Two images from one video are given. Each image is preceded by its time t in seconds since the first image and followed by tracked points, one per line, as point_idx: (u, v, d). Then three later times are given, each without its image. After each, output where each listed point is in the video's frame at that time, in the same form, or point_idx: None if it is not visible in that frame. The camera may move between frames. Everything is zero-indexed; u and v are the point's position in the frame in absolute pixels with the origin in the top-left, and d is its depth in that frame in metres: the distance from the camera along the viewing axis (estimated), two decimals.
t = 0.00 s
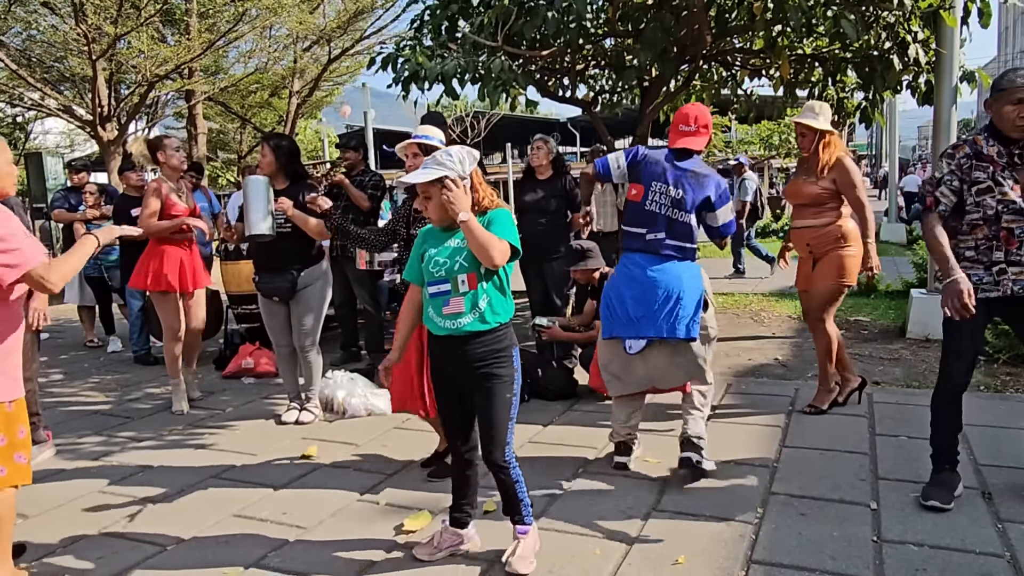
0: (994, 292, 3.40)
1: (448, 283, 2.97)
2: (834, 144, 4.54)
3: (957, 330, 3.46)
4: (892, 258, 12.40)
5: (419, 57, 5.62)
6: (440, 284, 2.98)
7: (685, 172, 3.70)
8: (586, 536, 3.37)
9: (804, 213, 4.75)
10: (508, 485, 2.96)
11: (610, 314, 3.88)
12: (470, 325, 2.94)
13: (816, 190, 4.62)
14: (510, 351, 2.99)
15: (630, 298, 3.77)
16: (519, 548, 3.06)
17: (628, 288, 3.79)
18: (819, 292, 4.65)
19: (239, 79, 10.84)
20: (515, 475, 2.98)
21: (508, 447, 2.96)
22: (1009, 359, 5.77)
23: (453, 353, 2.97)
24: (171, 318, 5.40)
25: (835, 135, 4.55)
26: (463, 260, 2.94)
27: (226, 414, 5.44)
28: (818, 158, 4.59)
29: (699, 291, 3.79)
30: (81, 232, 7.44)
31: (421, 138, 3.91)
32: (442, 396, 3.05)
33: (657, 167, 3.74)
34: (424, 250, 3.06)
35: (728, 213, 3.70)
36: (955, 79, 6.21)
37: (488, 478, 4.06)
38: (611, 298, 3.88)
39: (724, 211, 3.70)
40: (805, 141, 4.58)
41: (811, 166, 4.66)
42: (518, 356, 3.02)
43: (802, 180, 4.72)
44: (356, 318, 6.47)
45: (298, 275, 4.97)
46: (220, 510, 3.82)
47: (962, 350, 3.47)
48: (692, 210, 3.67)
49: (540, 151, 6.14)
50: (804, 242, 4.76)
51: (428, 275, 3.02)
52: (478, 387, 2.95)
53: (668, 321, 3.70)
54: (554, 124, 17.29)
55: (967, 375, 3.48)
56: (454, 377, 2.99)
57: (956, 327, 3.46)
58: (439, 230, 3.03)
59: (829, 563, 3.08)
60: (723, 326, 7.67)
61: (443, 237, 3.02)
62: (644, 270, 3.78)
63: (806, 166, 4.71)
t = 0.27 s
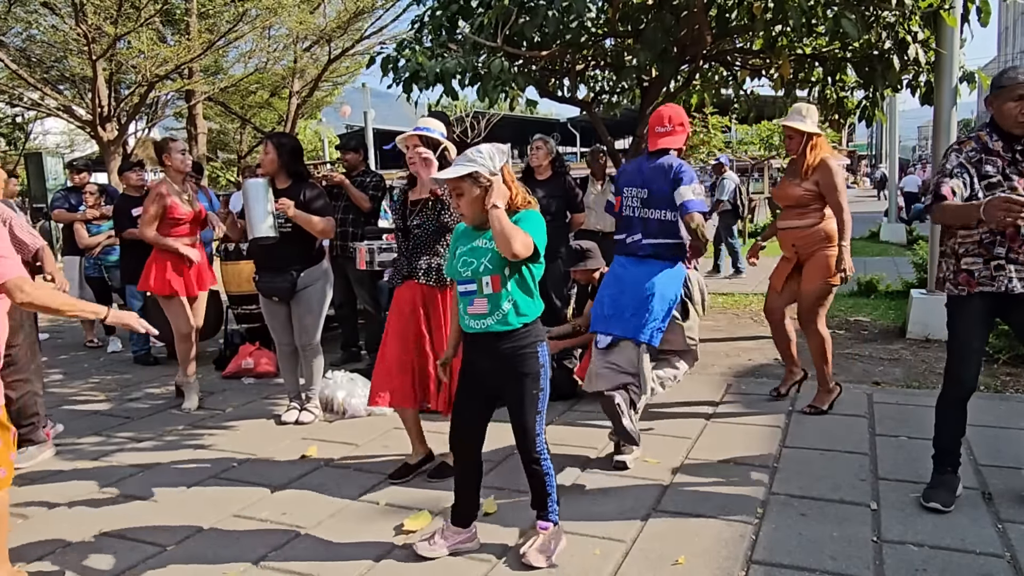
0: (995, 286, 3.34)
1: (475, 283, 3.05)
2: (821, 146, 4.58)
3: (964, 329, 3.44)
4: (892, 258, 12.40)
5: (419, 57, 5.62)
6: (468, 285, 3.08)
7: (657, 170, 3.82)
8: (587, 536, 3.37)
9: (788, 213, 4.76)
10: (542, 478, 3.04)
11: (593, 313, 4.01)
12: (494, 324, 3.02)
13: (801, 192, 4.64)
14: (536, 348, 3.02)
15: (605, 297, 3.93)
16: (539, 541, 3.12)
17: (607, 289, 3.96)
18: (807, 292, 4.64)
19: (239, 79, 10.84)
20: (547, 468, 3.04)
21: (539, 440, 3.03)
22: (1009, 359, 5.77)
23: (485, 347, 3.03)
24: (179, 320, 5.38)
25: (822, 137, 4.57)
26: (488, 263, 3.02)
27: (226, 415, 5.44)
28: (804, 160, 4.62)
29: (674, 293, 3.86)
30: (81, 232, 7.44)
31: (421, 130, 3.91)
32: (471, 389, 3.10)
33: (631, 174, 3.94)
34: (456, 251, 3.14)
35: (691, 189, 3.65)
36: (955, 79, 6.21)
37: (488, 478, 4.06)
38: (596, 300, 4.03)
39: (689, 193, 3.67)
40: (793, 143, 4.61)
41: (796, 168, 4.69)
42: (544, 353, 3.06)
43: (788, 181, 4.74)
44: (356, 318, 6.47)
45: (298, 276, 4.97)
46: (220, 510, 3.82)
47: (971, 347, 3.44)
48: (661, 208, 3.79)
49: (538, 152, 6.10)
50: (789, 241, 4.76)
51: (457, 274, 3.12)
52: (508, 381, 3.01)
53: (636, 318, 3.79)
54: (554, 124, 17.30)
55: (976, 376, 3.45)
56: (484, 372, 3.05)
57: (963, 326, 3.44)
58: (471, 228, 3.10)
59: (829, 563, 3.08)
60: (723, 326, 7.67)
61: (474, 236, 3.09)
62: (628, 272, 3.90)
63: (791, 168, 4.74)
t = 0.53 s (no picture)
0: (1017, 294, 3.38)
1: (475, 280, 3.12)
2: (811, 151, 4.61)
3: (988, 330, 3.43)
4: (892, 258, 12.40)
5: (420, 58, 5.62)
6: (469, 281, 3.15)
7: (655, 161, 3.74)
8: (587, 536, 3.37)
9: (779, 213, 4.74)
10: (545, 474, 3.07)
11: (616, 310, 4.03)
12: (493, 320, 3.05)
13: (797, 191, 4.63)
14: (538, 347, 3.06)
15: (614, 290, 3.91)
16: (540, 540, 3.13)
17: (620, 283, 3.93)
18: (797, 291, 4.65)
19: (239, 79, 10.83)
20: (550, 464, 3.07)
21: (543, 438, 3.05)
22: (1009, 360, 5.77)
23: (492, 346, 3.09)
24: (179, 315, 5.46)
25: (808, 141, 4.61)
26: (487, 260, 3.07)
27: (227, 415, 5.44)
28: (798, 161, 4.62)
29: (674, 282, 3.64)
30: (81, 232, 7.45)
31: (423, 134, 3.91)
32: (482, 386, 3.18)
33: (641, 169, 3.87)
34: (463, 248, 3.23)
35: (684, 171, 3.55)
36: (955, 79, 6.21)
37: (488, 478, 4.06)
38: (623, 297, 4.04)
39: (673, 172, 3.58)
40: (784, 144, 4.62)
41: (790, 170, 4.69)
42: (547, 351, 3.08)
43: (780, 182, 4.72)
44: (356, 318, 6.47)
45: (298, 276, 4.97)
46: (220, 510, 3.82)
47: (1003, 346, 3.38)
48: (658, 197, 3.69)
49: (536, 152, 6.09)
50: (782, 241, 4.71)
51: (463, 271, 3.19)
52: (513, 379, 3.07)
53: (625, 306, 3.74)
54: (554, 124, 17.28)
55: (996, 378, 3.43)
56: (492, 370, 3.12)
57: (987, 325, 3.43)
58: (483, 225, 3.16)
59: (829, 563, 3.08)
60: (723, 326, 7.67)
61: (481, 234, 3.15)
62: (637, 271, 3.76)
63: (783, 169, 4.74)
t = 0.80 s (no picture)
0: (1011, 291, 3.39)
1: (485, 284, 3.11)
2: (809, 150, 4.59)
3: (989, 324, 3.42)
4: (892, 258, 12.40)
5: (420, 58, 5.63)
6: (477, 284, 3.13)
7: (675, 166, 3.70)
8: (587, 536, 3.37)
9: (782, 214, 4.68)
10: (521, 476, 3.04)
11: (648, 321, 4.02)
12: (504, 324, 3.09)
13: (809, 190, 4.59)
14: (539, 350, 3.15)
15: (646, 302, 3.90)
16: (532, 536, 3.15)
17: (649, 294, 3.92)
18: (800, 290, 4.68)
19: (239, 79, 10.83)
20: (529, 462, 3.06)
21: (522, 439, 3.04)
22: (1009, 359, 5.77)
23: (488, 343, 3.12)
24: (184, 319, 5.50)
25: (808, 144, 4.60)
26: (499, 264, 3.07)
27: (227, 415, 5.44)
28: (803, 161, 4.59)
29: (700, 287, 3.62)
30: (81, 232, 7.46)
31: (421, 139, 3.90)
32: (474, 385, 3.21)
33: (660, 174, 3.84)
34: (463, 251, 3.20)
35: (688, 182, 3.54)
36: (955, 79, 6.22)
37: (488, 478, 4.06)
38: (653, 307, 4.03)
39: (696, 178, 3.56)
40: (785, 146, 4.51)
41: (794, 169, 4.63)
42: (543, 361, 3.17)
43: (785, 182, 4.66)
44: (356, 319, 6.46)
45: (299, 276, 4.98)
46: (220, 510, 3.82)
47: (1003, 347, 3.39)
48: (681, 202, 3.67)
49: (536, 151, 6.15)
50: (790, 242, 4.65)
51: (466, 274, 3.16)
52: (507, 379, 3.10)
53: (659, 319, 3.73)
54: (554, 124, 17.28)
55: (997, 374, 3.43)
56: (486, 368, 3.14)
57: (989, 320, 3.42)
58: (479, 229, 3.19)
59: (829, 563, 3.08)
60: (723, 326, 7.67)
61: (485, 238, 3.15)
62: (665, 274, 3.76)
63: (785, 170, 4.66)
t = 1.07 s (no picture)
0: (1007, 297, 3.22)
1: (494, 272, 3.10)
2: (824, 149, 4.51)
3: (972, 338, 3.28)
4: (892, 258, 12.41)
5: (420, 58, 5.62)
6: (485, 273, 3.12)
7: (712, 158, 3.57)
8: (587, 536, 3.38)
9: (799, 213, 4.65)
10: (547, 467, 3.13)
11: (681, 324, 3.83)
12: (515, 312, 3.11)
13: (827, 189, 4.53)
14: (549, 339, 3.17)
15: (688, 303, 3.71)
16: (554, 530, 3.20)
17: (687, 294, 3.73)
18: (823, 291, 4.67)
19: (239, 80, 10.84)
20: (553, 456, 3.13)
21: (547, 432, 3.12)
22: (1009, 359, 5.77)
23: (497, 343, 3.13)
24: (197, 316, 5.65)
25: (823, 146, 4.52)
26: (509, 252, 3.08)
27: (227, 414, 5.44)
28: (819, 162, 4.51)
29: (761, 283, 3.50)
30: (81, 232, 7.46)
31: (423, 135, 3.89)
32: (487, 383, 3.23)
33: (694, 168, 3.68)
34: (467, 241, 3.17)
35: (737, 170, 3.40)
36: (955, 79, 6.22)
37: (488, 478, 4.06)
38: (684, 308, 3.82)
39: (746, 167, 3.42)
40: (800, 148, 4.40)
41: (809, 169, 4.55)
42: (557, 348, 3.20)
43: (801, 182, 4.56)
44: (356, 319, 6.46)
45: (300, 275, 4.98)
46: (220, 510, 3.82)
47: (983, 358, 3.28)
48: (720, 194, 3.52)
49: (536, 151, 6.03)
50: (809, 241, 4.61)
51: (473, 263, 3.14)
52: (520, 373, 3.13)
53: (719, 320, 3.54)
54: (554, 124, 17.28)
55: (982, 383, 3.30)
56: (499, 367, 3.16)
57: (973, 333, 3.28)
58: (478, 219, 3.19)
59: (829, 563, 3.08)
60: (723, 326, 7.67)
61: (488, 228, 3.15)
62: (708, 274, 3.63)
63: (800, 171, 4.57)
